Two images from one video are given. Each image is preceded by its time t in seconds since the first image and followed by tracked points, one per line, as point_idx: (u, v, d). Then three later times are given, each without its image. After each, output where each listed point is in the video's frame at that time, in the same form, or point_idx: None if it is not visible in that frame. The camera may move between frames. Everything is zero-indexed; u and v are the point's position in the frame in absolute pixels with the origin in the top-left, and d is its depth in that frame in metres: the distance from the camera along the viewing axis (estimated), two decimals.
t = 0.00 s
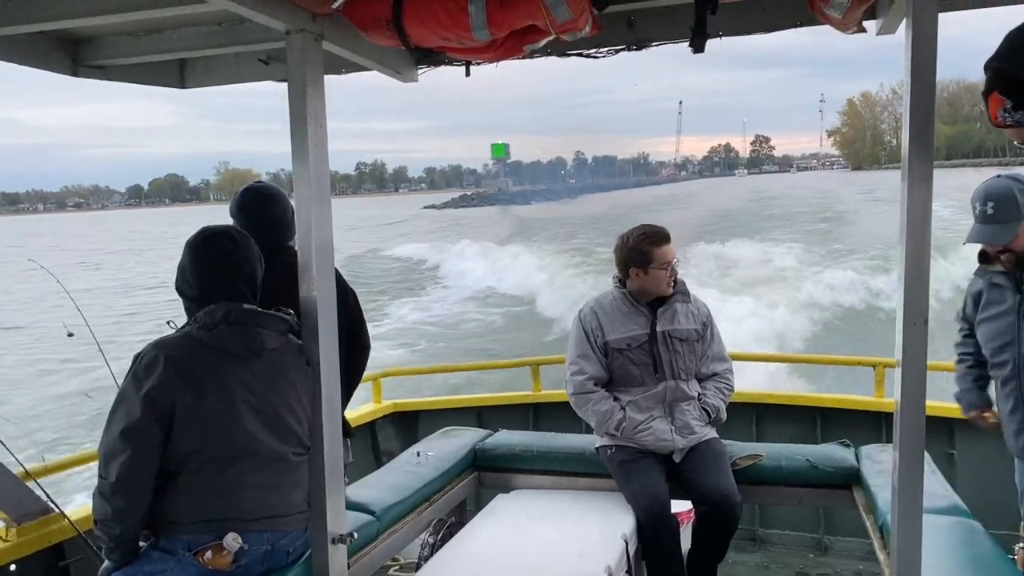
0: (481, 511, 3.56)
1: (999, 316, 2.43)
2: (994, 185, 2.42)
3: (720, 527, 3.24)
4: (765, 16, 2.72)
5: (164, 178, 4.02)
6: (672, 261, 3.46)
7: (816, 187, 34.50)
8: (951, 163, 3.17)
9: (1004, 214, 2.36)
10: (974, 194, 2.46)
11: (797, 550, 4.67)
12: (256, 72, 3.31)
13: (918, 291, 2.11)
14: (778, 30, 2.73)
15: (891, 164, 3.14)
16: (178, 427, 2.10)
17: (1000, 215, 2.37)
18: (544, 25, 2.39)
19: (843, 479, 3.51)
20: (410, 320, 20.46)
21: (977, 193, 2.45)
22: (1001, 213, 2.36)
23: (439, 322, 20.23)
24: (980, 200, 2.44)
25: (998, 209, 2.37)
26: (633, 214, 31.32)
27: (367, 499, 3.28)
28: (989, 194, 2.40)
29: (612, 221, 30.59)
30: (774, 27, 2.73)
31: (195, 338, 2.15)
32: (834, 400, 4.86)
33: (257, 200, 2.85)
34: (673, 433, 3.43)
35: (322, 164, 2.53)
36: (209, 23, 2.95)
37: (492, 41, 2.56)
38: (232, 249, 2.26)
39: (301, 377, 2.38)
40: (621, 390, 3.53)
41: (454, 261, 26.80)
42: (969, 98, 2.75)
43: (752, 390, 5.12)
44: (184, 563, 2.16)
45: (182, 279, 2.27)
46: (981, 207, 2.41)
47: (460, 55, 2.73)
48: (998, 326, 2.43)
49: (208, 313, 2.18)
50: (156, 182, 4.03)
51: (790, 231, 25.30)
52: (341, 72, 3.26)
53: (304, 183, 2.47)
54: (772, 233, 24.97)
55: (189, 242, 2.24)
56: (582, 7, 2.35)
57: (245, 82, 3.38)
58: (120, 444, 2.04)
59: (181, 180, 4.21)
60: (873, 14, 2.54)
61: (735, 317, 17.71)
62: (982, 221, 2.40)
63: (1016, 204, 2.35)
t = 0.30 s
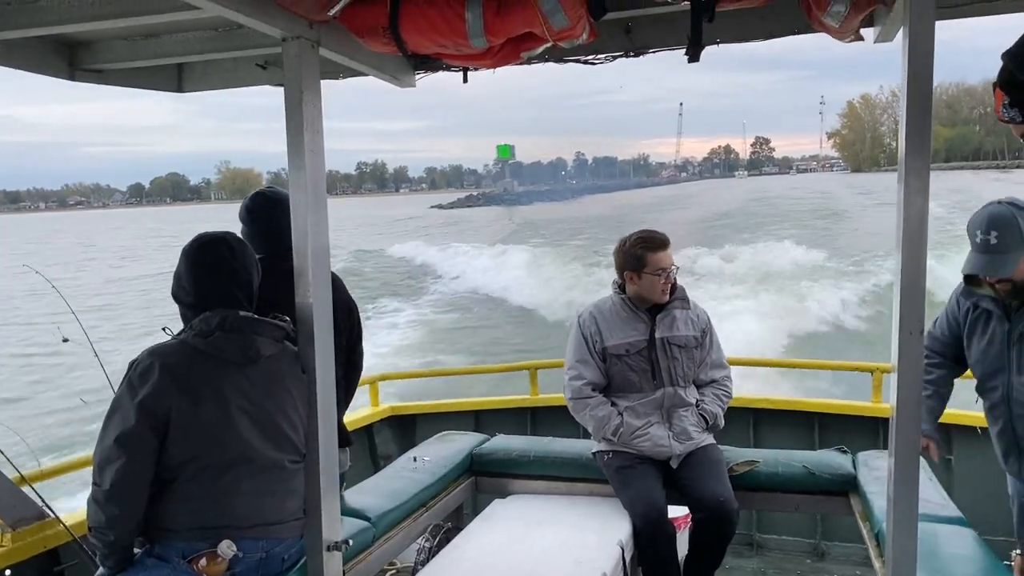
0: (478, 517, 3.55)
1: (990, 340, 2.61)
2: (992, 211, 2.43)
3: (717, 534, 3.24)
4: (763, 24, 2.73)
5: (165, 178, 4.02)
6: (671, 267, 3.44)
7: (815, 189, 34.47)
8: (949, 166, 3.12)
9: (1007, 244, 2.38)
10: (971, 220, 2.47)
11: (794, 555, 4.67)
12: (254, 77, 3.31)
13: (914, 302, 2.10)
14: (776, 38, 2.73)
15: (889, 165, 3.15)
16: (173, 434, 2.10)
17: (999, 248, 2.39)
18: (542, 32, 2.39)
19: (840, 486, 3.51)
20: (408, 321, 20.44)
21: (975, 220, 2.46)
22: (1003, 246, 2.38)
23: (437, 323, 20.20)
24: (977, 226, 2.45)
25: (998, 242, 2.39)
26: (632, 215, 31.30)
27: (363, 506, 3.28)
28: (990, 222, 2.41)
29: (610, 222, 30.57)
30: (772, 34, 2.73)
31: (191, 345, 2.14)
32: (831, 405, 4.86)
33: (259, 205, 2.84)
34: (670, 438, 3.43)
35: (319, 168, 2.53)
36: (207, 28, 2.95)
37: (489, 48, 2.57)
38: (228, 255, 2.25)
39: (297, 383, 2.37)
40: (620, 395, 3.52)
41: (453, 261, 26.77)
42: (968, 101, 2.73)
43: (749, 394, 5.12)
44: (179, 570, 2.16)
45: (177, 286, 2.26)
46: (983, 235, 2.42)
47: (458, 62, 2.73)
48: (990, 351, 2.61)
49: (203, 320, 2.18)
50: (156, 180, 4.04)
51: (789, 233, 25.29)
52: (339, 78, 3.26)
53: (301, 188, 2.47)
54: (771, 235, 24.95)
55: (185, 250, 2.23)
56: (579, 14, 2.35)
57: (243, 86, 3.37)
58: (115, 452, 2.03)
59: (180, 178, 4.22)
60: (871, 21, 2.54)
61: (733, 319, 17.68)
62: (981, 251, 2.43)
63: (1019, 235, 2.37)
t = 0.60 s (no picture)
0: (479, 516, 3.57)
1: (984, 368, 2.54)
2: (1002, 247, 2.33)
3: (717, 534, 3.24)
4: (762, 26, 2.73)
5: (168, 173, 4.04)
6: (670, 265, 3.43)
7: (818, 186, 34.45)
8: (950, 162, 3.10)
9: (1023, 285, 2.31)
10: (983, 256, 2.39)
11: (795, 554, 4.67)
12: (255, 77, 3.32)
13: (914, 304, 2.11)
14: (776, 39, 2.73)
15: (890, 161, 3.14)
16: (176, 435, 2.11)
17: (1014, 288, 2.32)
18: (542, 34, 2.40)
19: (840, 487, 3.51)
20: (409, 318, 20.44)
21: (988, 256, 2.38)
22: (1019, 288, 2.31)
23: (439, 321, 20.20)
24: (990, 264, 2.37)
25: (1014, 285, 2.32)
26: (635, 212, 31.28)
27: (364, 505, 3.29)
28: (1006, 261, 2.33)
29: (612, 219, 30.54)
30: (771, 37, 2.74)
31: (193, 348, 2.15)
32: (831, 406, 4.87)
33: (262, 205, 2.84)
34: (670, 438, 3.44)
35: (319, 167, 2.53)
36: (207, 30, 2.95)
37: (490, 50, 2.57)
38: (229, 258, 2.26)
39: (299, 386, 2.39)
40: (620, 396, 3.53)
41: (455, 259, 26.78)
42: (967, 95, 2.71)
43: (750, 394, 5.13)
44: (180, 571, 2.17)
45: (178, 287, 2.27)
46: (999, 276, 2.34)
47: (458, 64, 2.74)
48: (985, 379, 2.53)
49: (205, 322, 2.19)
50: (159, 176, 4.05)
51: (792, 230, 25.26)
52: (340, 78, 3.27)
53: (301, 189, 2.48)
54: (773, 232, 24.94)
55: (185, 252, 2.24)
56: (579, 16, 2.35)
57: (244, 87, 3.38)
58: (117, 454, 2.04)
59: (184, 174, 4.24)
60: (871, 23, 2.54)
61: (736, 317, 17.67)
62: (995, 290, 2.35)
63: None
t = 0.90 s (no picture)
0: (484, 516, 3.57)
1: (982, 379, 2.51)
2: (1000, 276, 2.31)
3: (721, 535, 3.24)
4: (765, 28, 2.73)
5: (175, 169, 4.05)
6: (668, 265, 3.43)
7: (822, 182, 34.38)
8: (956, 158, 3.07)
9: (1014, 317, 2.29)
10: (979, 284, 2.36)
11: (799, 554, 4.67)
12: (259, 79, 3.32)
13: (918, 308, 2.10)
14: (780, 40, 2.73)
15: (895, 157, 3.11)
16: (180, 439, 2.11)
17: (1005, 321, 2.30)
18: (546, 38, 2.39)
19: (845, 489, 3.50)
20: (413, 316, 20.44)
21: (982, 284, 2.36)
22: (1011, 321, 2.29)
23: (443, 317, 20.20)
24: (983, 292, 2.35)
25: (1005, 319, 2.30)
26: (639, 209, 31.26)
27: (368, 507, 3.30)
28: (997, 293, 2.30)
29: (615, 215, 30.48)
30: (776, 37, 2.73)
31: (197, 352, 2.15)
32: (836, 405, 4.86)
33: (264, 210, 2.85)
34: (674, 439, 3.43)
35: (323, 168, 2.54)
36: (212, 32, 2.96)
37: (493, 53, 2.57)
38: (232, 262, 2.27)
39: (302, 390, 2.39)
40: (623, 397, 3.53)
41: (459, 256, 26.80)
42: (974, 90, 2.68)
43: (754, 393, 5.13)
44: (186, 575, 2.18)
45: (182, 292, 2.27)
46: (989, 306, 2.32)
47: (463, 66, 2.74)
48: (981, 392, 2.52)
49: (209, 327, 2.20)
50: (165, 173, 4.06)
51: (796, 226, 25.21)
52: (343, 79, 3.27)
53: (305, 194, 2.48)
54: (777, 229, 24.90)
55: (189, 256, 2.24)
56: (583, 19, 2.34)
57: (248, 88, 3.39)
58: (122, 458, 2.05)
59: (190, 171, 4.25)
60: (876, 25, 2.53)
61: (739, 313, 17.65)
62: (985, 319, 2.34)
63: None
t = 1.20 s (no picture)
0: (488, 516, 3.57)
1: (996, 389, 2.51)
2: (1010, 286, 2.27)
3: (725, 535, 3.24)
4: (773, 28, 2.71)
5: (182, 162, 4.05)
6: (664, 261, 3.44)
7: (826, 177, 34.31)
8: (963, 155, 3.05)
9: None
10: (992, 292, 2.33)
11: (803, 554, 4.66)
12: (264, 79, 3.31)
13: (925, 314, 2.09)
14: (788, 41, 2.71)
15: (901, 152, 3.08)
16: (185, 445, 2.11)
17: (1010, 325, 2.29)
18: (551, 40, 2.37)
19: (850, 490, 3.50)
20: (417, 311, 20.42)
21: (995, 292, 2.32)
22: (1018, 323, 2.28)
23: (446, 313, 20.19)
24: (995, 299, 2.31)
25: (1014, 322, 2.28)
26: (643, 204, 31.21)
27: (372, 508, 3.31)
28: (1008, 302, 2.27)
29: (620, 210, 30.42)
30: (783, 38, 2.72)
31: (202, 356, 2.15)
32: (841, 404, 4.85)
33: (265, 209, 2.83)
34: (678, 440, 3.42)
35: (327, 166, 2.53)
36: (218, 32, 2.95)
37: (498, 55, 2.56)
38: (236, 265, 2.26)
39: (307, 393, 2.39)
40: (626, 397, 3.52)
41: (463, 251, 26.77)
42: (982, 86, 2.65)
43: (759, 393, 5.12)
44: None
45: (186, 295, 2.27)
46: (1001, 314, 2.30)
47: (468, 68, 2.73)
48: (993, 405, 2.52)
49: (214, 331, 2.19)
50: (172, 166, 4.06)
51: (800, 222, 25.14)
52: (347, 81, 3.25)
53: (309, 197, 2.47)
54: (781, 224, 24.84)
55: (193, 259, 2.23)
56: (590, 21, 2.31)
57: (253, 88, 3.38)
58: (127, 463, 2.05)
59: (196, 165, 4.25)
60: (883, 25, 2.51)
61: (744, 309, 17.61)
62: (997, 327, 2.32)
63: None
